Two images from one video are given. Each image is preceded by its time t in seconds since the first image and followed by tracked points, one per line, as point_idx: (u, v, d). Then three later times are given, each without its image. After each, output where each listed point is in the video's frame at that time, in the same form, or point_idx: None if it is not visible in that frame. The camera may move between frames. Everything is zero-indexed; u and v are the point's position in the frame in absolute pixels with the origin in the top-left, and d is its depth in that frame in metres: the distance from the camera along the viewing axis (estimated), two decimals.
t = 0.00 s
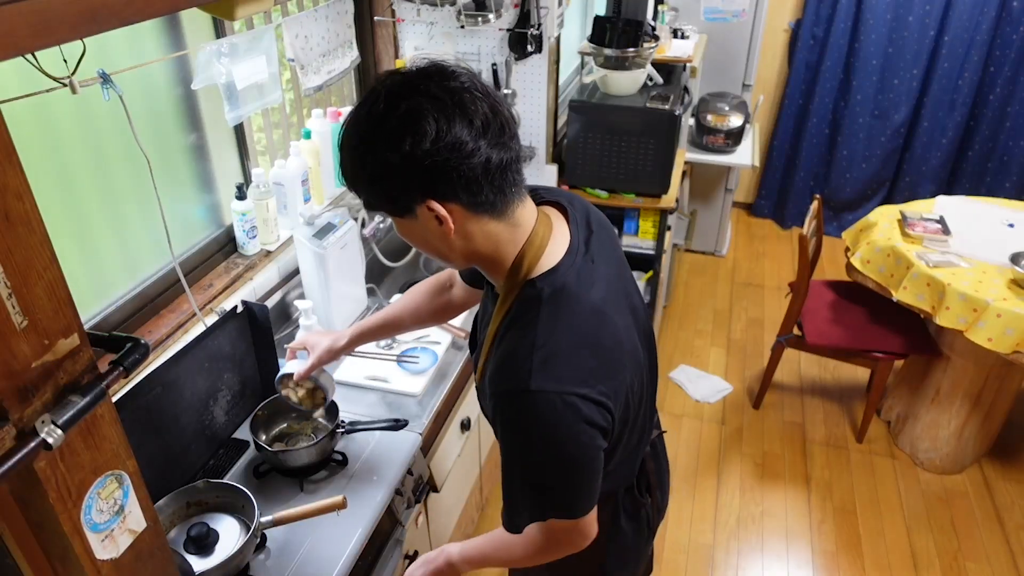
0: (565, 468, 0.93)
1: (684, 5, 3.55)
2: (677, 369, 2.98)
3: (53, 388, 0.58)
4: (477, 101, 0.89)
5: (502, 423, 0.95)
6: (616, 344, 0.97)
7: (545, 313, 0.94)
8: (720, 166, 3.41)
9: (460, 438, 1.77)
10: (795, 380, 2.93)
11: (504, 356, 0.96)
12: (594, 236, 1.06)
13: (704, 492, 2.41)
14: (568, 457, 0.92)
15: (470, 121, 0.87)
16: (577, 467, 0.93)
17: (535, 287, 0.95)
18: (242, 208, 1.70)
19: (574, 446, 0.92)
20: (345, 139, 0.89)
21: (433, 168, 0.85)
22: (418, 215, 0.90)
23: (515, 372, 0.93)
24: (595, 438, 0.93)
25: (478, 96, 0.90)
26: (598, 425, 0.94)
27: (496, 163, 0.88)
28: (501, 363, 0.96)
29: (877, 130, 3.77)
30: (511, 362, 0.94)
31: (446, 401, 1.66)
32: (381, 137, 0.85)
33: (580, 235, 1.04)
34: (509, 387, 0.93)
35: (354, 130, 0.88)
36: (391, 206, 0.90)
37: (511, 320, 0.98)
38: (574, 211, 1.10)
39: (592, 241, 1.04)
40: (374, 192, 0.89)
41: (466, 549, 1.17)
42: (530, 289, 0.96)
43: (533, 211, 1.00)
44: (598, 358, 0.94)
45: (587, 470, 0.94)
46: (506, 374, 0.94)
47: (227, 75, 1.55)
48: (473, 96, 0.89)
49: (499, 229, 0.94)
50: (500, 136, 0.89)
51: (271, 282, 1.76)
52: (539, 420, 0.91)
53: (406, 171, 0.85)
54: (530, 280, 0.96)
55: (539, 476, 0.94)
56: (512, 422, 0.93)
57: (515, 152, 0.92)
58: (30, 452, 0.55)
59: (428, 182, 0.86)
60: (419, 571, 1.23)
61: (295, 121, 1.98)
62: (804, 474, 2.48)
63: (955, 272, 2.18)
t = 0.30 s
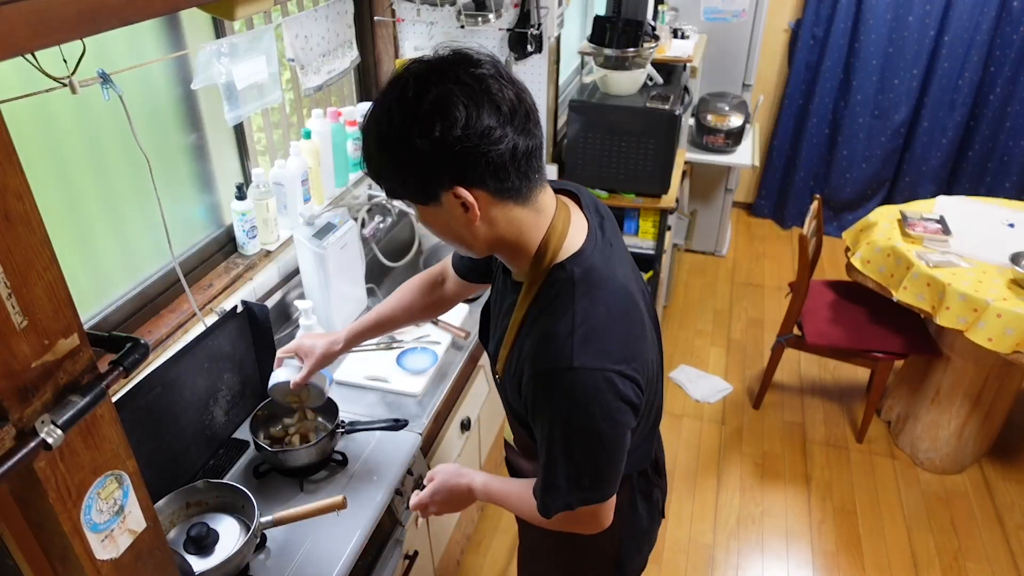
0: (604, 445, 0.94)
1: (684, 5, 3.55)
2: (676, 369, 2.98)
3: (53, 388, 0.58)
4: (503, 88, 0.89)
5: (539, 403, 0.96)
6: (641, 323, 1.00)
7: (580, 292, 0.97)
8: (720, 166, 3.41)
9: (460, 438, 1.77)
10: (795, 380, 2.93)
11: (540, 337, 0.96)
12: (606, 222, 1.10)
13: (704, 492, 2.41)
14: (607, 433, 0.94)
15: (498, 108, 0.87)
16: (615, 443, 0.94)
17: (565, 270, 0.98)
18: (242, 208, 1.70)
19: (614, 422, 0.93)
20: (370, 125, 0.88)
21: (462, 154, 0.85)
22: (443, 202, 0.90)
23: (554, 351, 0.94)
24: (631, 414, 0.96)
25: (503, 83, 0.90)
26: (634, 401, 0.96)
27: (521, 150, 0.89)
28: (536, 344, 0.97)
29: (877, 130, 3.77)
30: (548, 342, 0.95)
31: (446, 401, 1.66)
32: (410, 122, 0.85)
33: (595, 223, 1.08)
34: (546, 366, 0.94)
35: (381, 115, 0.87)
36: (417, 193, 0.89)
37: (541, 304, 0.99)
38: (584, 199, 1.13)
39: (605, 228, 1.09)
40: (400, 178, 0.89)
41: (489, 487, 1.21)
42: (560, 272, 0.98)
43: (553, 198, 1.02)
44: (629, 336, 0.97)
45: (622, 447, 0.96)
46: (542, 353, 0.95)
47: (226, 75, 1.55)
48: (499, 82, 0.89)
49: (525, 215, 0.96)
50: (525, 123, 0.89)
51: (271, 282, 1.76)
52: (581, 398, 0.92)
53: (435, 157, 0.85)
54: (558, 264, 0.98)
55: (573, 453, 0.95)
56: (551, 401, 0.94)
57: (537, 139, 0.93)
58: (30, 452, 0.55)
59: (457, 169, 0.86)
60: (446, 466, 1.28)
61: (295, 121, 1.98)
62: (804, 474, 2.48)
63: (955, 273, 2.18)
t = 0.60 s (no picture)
0: (617, 443, 0.94)
1: (684, 5, 3.55)
2: (676, 369, 2.98)
3: (53, 388, 0.58)
4: (517, 87, 0.89)
5: (552, 402, 0.96)
6: (652, 322, 1.00)
7: (594, 291, 0.96)
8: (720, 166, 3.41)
9: (460, 438, 1.77)
10: (795, 380, 2.93)
11: (554, 336, 0.96)
12: (616, 220, 1.10)
13: (704, 492, 2.41)
14: (620, 432, 0.94)
15: (513, 108, 0.87)
16: (628, 441, 0.95)
17: (579, 269, 0.97)
18: (241, 208, 1.69)
19: (628, 421, 0.93)
20: (385, 126, 0.88)
21: (478, 154, 0.85)
22: (458, 202, 0.90)
23: (568, 350, 0.94)
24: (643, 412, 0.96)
25: (517, 81, 0.89)
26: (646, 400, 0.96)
27: (535, 149, 0.89)
28: (549, 343, 0.96)
29: (877, 130, 3.77)
30: (561, 341, 0.95)
31: (446, 401, 1.66)
32: (426, 123, 0.84)
33: (606, 221, 1.08)
34: (560, 366, 0.94)
35: (396, 115, 0.86)
36: (433, 193, 0.89)
37: (554, 302, 0.99)
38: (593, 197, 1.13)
39: (616, 227, 1.09)
40: (415, 178, 0.89)
41: (492, 485, 1.21)
42: (573, 270, 0.97)
43: (564, 196, 1.02)
44: (641, 335, 0.97)
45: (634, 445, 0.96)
46: (557, 351, 0.95)
47: (226, 75, 1.54)
48: (514, 81, 0.89)
49: (539, 214, 0.96)
50: (539, 122, 0.89)
51: (271, 282, 1.76)
52: (596, 397, 0.92)
53: (450, 157, 0.85)
54: (571, 263, 0.98)
55: (586, 453, 0.95)
56: (565, 400, 0.94)
57: (550, 138, 0.93)
58: (30, 452, 0.55)
59: (473, 169, 0.86)
60: (450, 460, 1.28)
61: (295, 121, 1.98)
62: (804, 474, 2.48)
63: (955, 272, 2.17)
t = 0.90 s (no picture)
0: (596, 462, 0.94)
1: (684, 5, 3.55)
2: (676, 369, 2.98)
3: (53, 388, 0.58)
4: (515, 102, 0.88)
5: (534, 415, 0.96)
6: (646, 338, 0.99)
7: (583, 306, 0.96)
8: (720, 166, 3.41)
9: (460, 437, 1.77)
10: (795, 380, 2.93)
11: (541, 349, 0.96)
12: (619, 230, 1.09)
13: (703, 492, 2.41)
14: (599, 451, 0.93)
15: (509, 125, 0.86)
16: (606, 461, 0.94)
17: (571, 282, 0.97)
18: (241, 208, 1.69)
19: (607, 441, 0.93)
20: (381, 139, 0.88)
21: (471, 172, 0.85)
22: (451, 215, 0.91)
23: (552, 364, 0.94)
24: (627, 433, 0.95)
25: (515, 96, 0.89)
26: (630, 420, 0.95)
27: (531, 166, 0.89)
28: (536, 356, 0.97)
29: (877, 130, 3.77)
30: (546, 356, 0.95)
31: (446, 401, 1.66)
32: (420, 139, 0.85)
33: (607, 232, 1.06)
34: (543, 380, 0.94)
35: (391, 130, 0.86)
36: (427, 206, 0.90)
37: (544, 314, 0.99)
38: (597, 205, 1.12)
39: (617, 238, 1.07)
40: (410, 193, 0.89)
41: (488, 464, 1.24)
42: (565, 284, 0.97)
43: (562, 207, 1.01)
44: (630, 354, 0.96)
45: (615, 466, 0.96)
46: (541, 364, 0.95)
47: (226, 75, 1.54)
48: (512, 96, 0.88)
49: (533, 228, 0.95)
50: (536, 139, 0.89)
51: (271, 282, 1.76)
52: (575, 414, 0.92)
53: (444, 174, 0.85)
54: (564, 276, 0.98)
55: (567, 468, 0.95)
56: (546, 414, 0.94)
57: (548, 152, 0.92)
58: (30, 452, 0.55)
59: (466, 186, 0.86)
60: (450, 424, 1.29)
61: (295, 120, 1.98)
62: (804, 474, 2.48)
63: (955, 272, 2.17)
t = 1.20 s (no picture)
0: (537, 433, 0.97)
1: (684, 5, 3.55)
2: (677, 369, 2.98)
3: (53, 388, 0.58)
4: (514, 90, 0.88)
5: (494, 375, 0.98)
6: (625, 332, 0.98)
7: (560, 290, 0.95)
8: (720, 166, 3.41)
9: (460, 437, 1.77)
10: (795, 380, 2.93)
11: (513, 320, 0.97)
12: (622, 226, 1.06)
13: (704, 492, 2.41)
14: (542, 423, 0.96)
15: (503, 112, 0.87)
16: (546, 433, 0.97)
17: (553, 267, 0.97)
18: (241, 208, 1.69)
19: (551, 416, 0.95)
20: (383, 118, 0.91)
21: (461, 155, 0.87)
22: (445, 192, 0.93)
23: (518, 335, 0.95)
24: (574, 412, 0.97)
25: (517, 84, 0.89)
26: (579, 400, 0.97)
27: (524, 153, 0.89)
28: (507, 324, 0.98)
29: (877, 130, 3.77)
30: (515, 326, 0.96)
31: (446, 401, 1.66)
32: (415, 119, 0.87)
33: (607, 226, 1.04)
34: (507, 348, 0.95)
35: (392, 110, 0.89)
36: (423, 183, 0.93)
37: (525, 291, 1.00)
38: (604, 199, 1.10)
39: (617, 233, 1.05)
40: (409, 170, 0.92)
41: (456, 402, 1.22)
42: (549, 269, 0.97)
43: (560, 194, 1.00)
44: (599, 344, 0.95)
45: (555, 440, 0.98)
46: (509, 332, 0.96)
47: (226, 75, 1.54)
48: (512, 84, 0.88)
49: (523, 212, 0.96)
50: (531, 128, 0.89)
51: (271, 282, 1.76)
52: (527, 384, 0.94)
53: (436, 155, 0.87)
54: (549, 261, 0.97)
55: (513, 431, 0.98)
56: (504, 377, 0.96)
57: (547, 141, 0.92)
58: (30, 452, 0.55)
59: (458, 168, 0.88)
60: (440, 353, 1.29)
61: (295, 121, 1.98)
62: (804, 474, 2.48)
63: (955, 272, 2.17)
